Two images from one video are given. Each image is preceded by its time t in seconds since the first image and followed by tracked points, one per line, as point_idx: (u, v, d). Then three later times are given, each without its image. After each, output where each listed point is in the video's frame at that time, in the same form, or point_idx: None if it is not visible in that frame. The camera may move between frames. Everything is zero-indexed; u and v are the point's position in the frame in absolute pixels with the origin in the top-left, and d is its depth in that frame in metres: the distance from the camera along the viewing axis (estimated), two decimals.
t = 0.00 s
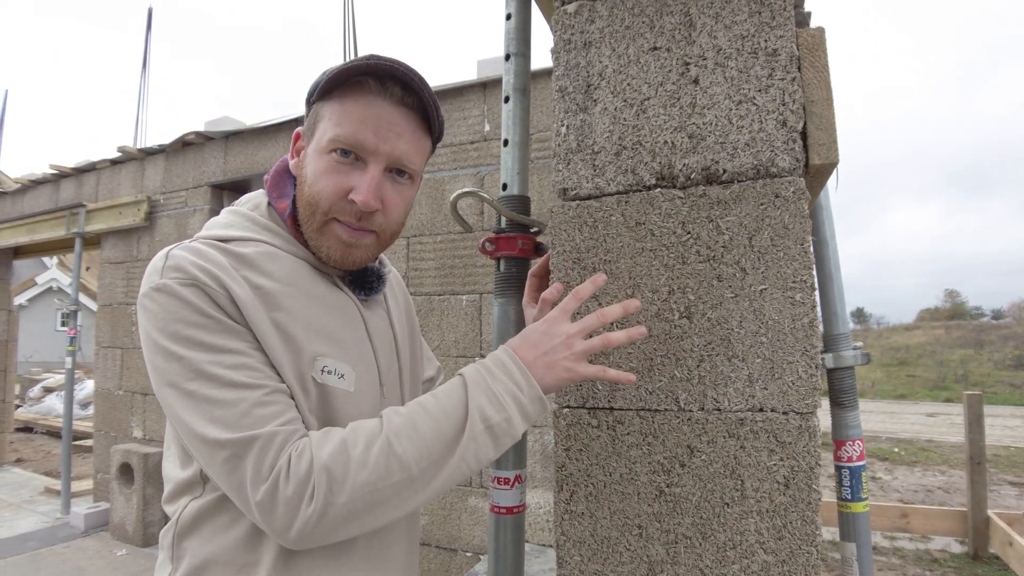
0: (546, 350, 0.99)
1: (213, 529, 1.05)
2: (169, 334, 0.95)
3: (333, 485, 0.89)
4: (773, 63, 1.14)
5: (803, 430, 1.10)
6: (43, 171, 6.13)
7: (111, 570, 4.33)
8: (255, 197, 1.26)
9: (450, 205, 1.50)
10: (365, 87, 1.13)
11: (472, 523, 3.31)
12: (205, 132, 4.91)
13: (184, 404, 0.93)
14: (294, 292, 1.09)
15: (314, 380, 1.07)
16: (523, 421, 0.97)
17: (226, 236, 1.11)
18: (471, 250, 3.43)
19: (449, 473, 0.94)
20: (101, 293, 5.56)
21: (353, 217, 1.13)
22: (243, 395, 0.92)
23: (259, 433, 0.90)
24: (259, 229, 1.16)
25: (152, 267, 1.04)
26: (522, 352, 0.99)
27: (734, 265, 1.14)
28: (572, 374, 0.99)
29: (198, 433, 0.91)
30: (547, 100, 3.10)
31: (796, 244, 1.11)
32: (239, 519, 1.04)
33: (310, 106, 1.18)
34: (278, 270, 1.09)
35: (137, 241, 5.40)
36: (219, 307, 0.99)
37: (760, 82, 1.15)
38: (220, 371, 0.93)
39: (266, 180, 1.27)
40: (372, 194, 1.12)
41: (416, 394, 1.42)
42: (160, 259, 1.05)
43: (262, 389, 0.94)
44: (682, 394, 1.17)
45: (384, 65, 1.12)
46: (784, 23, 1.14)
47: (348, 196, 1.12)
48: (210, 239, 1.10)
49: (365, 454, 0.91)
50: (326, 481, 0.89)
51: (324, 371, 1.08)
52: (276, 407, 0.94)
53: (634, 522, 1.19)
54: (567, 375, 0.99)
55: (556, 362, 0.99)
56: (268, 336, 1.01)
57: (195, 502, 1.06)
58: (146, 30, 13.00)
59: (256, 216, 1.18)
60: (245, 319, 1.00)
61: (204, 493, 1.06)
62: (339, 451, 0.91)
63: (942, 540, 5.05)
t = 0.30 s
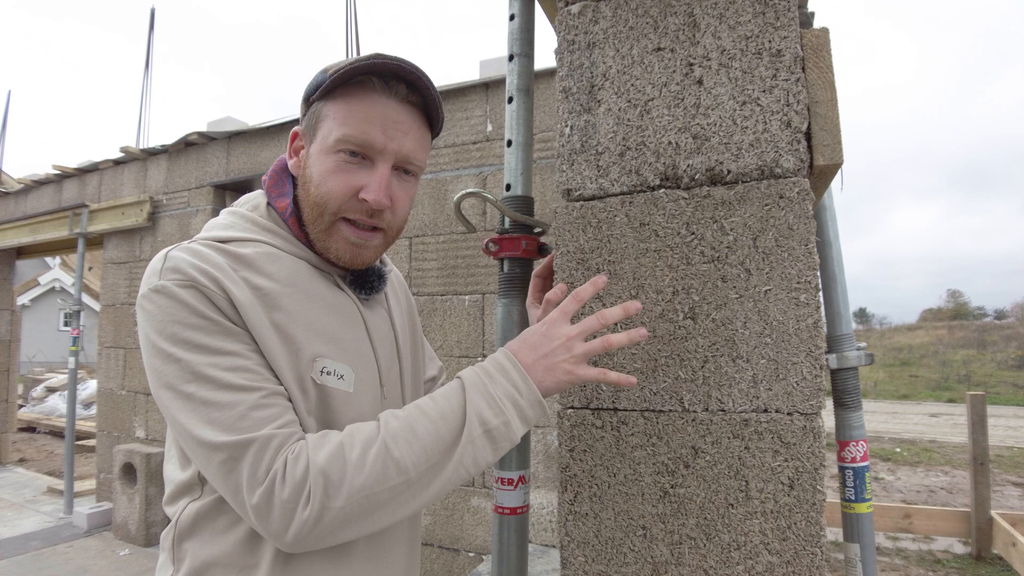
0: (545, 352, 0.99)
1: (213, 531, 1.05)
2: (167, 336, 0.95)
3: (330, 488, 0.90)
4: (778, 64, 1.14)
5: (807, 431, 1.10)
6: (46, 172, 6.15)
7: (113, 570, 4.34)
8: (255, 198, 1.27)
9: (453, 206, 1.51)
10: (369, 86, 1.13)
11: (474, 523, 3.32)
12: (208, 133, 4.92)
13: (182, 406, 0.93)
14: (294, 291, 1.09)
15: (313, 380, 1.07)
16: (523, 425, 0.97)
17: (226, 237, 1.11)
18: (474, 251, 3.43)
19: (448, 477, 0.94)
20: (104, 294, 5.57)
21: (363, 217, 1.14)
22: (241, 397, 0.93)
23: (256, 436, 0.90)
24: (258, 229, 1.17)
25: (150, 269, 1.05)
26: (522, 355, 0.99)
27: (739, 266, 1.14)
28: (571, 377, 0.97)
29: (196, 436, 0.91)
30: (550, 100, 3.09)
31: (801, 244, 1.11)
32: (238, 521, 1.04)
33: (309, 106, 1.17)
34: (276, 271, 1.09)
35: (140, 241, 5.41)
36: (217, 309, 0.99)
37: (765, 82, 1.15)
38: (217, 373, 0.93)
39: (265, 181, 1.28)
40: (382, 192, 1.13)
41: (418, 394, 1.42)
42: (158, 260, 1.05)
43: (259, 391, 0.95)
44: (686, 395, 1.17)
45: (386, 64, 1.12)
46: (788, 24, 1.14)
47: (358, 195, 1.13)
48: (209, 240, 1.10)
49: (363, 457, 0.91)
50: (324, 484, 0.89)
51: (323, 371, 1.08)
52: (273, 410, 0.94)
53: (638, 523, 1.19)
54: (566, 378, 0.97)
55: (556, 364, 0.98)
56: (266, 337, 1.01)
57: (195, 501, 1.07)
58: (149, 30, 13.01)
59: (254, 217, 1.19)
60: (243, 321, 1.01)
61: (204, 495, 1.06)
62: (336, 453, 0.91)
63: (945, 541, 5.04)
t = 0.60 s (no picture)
0: (546, 356, 0.97)
1: (214, 533, 1.06)
2: (162, 339, 0.95)
3: (328, 492, 0.90)
4: (784, 64, 1.14)
5: (814, 432, 1.10)
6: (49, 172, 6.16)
7: (116, 570, 4.35)
8: (247, 195, 1.27)
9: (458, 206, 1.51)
10: (390, 85, 1.11)
11: (477, 523, 3.32)
12: (210, 133, 4.92)
13: (176, 409, 0.93)
14: (290, 290, 1.09)
15: (311, 378, 1.07)
16: (523, 428, 0.96)
17: (220, 236, 1.11)
18: (477, 251, 3.43)
19: (448, 479, 0.94)
20: (107, 294, 5.59)
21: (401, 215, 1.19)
22: (235, 400, 0.93)
23: (250, 439, 0.90)
24: (252, 226, 1.17)
25: (144, 270, 1.05)
26: (523, 359, 0.98)
27: (745, 266, 1.14)
28: (573, 380, 0.96)
29: (191, 439, 0.92)
30: (553, 100, 3.09)
31: (808, 244, 1.11)
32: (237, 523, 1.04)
33: (318, 107, 1.10)
34: (272, 269, 1.09)
35: (142, 241, 5.42)
36: (211, 310, 0.99)
37: (771, 83, 1.15)
38: (211, 376, 0.93)
39: (255, 177, 1.26)
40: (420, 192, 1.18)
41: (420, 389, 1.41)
42: (151, 262, 1.05)
43: (253, 394, 0.94)
44: (692, 396, 1.16)
45: (408, 64, 1.12)
46: (795, 25, 1.14)
47: (397, 198, 1.16)
48: (204, 240, 1.10)
49: (362, 462, 0.91)
50: (321, 488, 0.89)
51: (320, 369, 1.08)
52: (268, 412, 0.94)
53: (643, 524, 1.19)
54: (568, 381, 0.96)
55: (556, 367, 0.97)
56: (260, 337, 1.00)
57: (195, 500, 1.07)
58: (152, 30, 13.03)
59: (247, 215, 1.19)
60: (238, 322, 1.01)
61: (203, 497, 1.06)
62: (334, 458, 0.91)
63: (948, 542, 5.03)
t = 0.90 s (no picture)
0: (546, 367, 0.97)
1: (213, 536, 1.06)
2: (154, 347, 0.95)
3: (323, 504, 0.89)
4: (791, 65, 1.14)
5: (821, 433, 1.10)
6: (52, 172, 6.17)
7: (119, 570, 4.36)
8: (238, 195, 1.27)
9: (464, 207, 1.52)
10: (376, 79, 1.11)
11: (480, 524, 3.32)
12: (214, 133, 4.93)
13: (169, 420, 0.93)
14: (286, 295, 1.09)
15: (307, 381, 1.08)
16: (523, 441, 0.96)
17: (211, 239, 1.12)
18: (480, 251, 3.43)
19: (446, 490, 0.94)
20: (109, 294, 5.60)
21: (397, 209, 1.19)
22: (226, 410, 0.93)
23: (241, 451, 0.90)
24: (244, 228, 1.17)
25: (135, 277, 1.05)
26: (522, 368, 0.97)
27: (752, 267, 1.14)
28: (572, 391, 0.96)
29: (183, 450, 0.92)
30: (556, 100, 3.09)
31: (815, 245, 1.11)
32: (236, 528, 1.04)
33: (304, 107, 1.10)
34: (266, 273, 1.09)
35: (145, 242, 5.43)
36: (203, 317, 0.99)
37: (778, 83, 1.15)
38: (202, 385, 0.93)
39: (243, 179, 1.26)
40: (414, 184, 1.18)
41: (421, 387, 1.42)
42: (142, 269, 1.05)
43: (244, 403, 0.94)
44: (700, 396, 1.17)
45: (394, 56, 1.11)
46: (802, 25, 1.14)
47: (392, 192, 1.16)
48: (196, 245, 1.09)
49: (358, 473, 0.91)
50: (315, 499, 0.89)
51: (316, 372, 1.09)
52: (260, 422, 0.94)
53: (651, 524, 1.19)
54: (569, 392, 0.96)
55: (556, 378, 0.97)
56: (253, 344, 1.01)
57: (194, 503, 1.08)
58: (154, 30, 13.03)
59: (238, 216, 1.19)
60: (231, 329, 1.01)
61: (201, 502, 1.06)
62: (328, 469, 0.91)
63: (951, 542, 5.02)
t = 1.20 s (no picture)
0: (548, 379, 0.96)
1: (217, 539, 1.07)
2: (154, 354, 0.96)
3: (321, 514, 0.90)
4: (799, 67, 1.15)
5: (829, 433, 1.11)
6: (55, 172, 6.18)
7: (123, 569, 4.37)
8: (238, 198, 1.28)
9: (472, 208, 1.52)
10: (371, 80, 1.10)
11: (483, 524, 3.32)
12: (217, 134, 4.94)
13: (168, 427, 0.94)
14: (287, 302, 1.10)
15: (308, 385, 1.09)
16: (524, 453, 0.94)
17: (210, 243, 1.13)
18: (483, 252, 3.44)
19: (445, 502, 0.94)
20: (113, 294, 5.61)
21: (395, 211, 1.19)
22: (225, 418, 0.94)
23: (239, 461, 0.91)
24: (244, 231, 1.18)
25: (136, 283, 1.06)
26: (527, 381, 0.96)
27: (760, 268, 1.15)
28: (576, 405, 0.95)
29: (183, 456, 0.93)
30: (560, 101, 3.10)
31: (823, 247, 1.11)
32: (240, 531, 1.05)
33: (297, 109, 1.10)
34: (265, 278, 1.10)
35: (148, 242, 5.44)
36: (203, 325, 1.00)
37: (786, 85, 1.15)
38: (201, 394, 0.94)
39: (243, 182, 1.27)
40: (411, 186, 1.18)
41: (424, 388, 1.41)
42: (143, 274, 1.06)
43: (243, 412, 0.95)
44: (708, 396, 1.17)
45: (389, 56, 1.10)
46: (809, 27, 1.14)
47: (389, 195, 1.16)
48: (196, 252, 1.10)
49: (356, 487, 0.91)
50: (313, 510, 0.90)
51: (319, 376, 1.10)
52: (259, 430, 0.95)
53: (659, 524, 1.20)
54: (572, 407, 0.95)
55: (560, 391, 0.96)
56: (253, 351, 1.01)
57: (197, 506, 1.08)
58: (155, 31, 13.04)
59: (238, 219, 1.20)
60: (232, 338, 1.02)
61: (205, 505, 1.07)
62: (328, 481, 0.91)
63: (954, 542, 5.02)
